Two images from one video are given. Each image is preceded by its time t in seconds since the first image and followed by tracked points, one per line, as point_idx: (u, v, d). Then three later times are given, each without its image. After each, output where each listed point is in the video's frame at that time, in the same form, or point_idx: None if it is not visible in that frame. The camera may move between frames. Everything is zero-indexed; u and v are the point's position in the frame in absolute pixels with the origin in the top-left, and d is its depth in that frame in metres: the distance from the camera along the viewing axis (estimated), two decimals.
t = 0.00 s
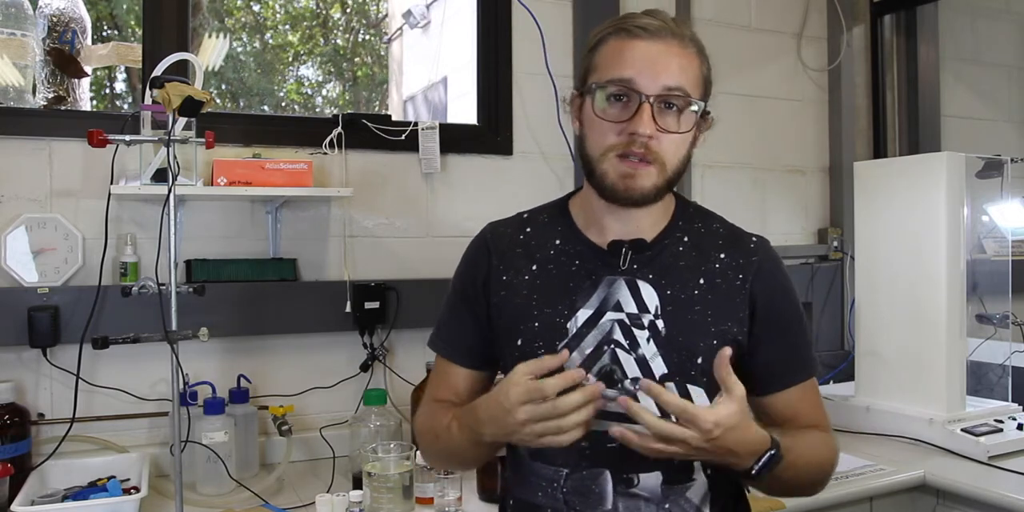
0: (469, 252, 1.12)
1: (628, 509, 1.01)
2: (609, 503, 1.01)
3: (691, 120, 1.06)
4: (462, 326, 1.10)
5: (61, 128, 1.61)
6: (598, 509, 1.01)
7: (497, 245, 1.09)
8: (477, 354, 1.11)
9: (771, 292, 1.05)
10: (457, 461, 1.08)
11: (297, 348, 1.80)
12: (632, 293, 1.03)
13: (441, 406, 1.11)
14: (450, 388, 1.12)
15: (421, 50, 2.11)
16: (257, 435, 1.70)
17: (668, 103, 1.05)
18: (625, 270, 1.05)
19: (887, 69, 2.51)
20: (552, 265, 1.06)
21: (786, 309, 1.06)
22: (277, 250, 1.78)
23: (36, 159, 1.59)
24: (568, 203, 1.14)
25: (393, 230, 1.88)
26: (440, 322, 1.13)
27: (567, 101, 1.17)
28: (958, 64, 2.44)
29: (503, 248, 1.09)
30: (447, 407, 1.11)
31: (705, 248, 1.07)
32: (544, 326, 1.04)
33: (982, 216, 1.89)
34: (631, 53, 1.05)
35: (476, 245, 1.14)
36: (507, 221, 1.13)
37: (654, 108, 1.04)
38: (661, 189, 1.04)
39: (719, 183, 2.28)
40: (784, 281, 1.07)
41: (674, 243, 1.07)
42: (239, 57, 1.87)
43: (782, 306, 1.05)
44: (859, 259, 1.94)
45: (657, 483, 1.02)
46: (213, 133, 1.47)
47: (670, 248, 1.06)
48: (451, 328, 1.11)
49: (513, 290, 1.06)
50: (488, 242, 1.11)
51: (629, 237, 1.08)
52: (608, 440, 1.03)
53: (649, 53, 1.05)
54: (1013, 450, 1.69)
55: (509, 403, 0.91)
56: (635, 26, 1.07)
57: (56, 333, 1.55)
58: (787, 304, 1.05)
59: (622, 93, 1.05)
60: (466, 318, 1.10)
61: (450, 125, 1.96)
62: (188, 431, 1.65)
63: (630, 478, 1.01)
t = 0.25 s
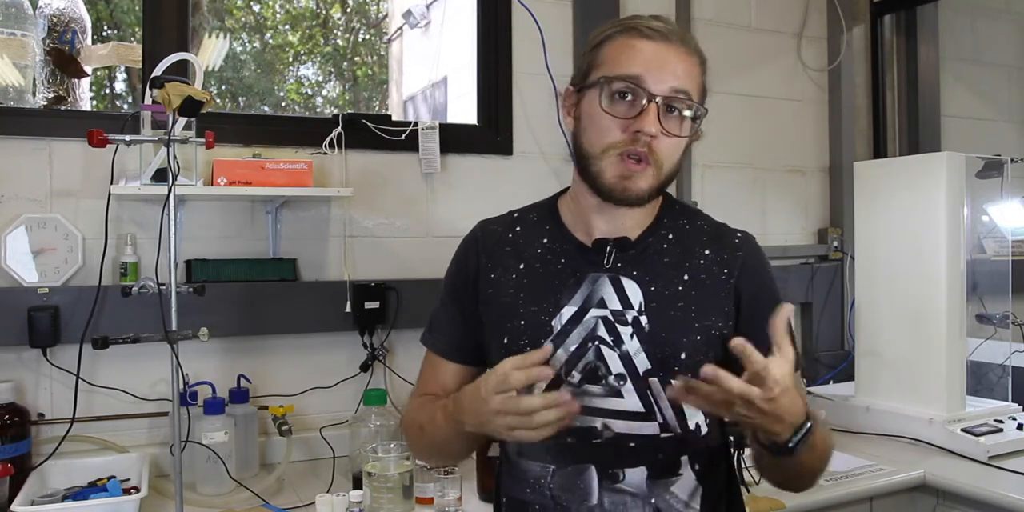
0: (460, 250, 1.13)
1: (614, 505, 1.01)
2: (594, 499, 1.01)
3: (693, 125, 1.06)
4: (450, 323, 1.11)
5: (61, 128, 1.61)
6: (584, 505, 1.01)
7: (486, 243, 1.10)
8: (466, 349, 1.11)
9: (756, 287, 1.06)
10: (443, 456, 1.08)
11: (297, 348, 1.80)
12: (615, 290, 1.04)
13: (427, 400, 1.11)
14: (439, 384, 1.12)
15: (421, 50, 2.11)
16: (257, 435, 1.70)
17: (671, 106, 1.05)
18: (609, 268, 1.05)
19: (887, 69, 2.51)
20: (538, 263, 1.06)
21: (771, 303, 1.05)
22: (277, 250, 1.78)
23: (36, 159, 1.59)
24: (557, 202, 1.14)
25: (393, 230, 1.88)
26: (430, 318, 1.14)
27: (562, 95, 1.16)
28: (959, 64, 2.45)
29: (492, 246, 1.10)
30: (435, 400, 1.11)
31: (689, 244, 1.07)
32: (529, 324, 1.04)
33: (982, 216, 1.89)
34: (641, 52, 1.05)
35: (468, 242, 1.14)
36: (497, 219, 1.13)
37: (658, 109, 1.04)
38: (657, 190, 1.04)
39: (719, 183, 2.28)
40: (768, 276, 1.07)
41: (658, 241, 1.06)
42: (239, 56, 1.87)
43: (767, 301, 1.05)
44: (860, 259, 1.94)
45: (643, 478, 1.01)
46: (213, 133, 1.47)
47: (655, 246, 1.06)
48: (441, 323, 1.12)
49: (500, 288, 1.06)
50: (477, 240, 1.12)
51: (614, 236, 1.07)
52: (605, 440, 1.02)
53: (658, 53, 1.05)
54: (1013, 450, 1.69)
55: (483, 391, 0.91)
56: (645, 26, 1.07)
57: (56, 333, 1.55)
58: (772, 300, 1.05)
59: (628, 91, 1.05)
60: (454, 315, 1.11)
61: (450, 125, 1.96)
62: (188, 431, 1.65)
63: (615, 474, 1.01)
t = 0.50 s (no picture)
0: (453, 257, 1.14)
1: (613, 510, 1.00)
2: (593, 505, 1.01)
3: (680, 119, 1.06)
4: (446, 330, 1.11)
5: (61, 128, 1.61)
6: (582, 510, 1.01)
7: (478, 249, 1.11)
8: (463, 356, 1.11)
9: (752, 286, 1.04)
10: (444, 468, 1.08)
11: (297, 348, 1.80)
12: (610, 294, 1.02)
13: (427, 409, 1.11)
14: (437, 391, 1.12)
15: (421, 49, 2.11)
16: (257, 435, 1.70)
17: (658, 101, 1.05)
18: (603, 272, 1.04)
19: (887, 69, 2.51)
20: (532, 268, 1.06)
21: (769, 301, 1.04)
22: (277, 250, 1.78)
23: (36, 159, 1.59)
24: (550, 204, 1.13)
25: (393, 230, 1.88)
26: (426, 326, 1.14)
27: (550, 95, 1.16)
28: (958, 64, 2.45)
29: (484, 252, 1.10)
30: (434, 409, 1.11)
31: (682, 245, 1.06)
32: (523, 330, 1.03)
33: (982, 216, 1.88)
34: (625, 48, 1.05)
35: (462, 247, 1.15)
36: (489, 224, 1.14)
37: (644, 104, 1.04)
38: (647, 185, 1.03)
39: (719, 184, 2.28)
40: (765, 274, 1.05)
41: (652, 242, 1.06)
42: (239, 56, 1.87)
43: (765, 300, 1.03)
44: (859, 259, 1.94)
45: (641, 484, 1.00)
46: (213, 133, 1.46)
47: (648, 248, 1.05)
48: (437, 331, 1.12)
49: (494, 295, 1.06)
50: (470, 247, 1.12)
51: (605, 238, 1.07)
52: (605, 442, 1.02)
53: (642, 48, 1.05)
54: (1013, 450, 1.69)
55: (497, 412, 0.92)
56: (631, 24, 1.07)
57: (56, 333, 1.55)
58: (770, 300, 1.04)
59: (614, 87, 1.05)
60: (449, 322, 1.11)
61: (450, 125, 1.96)
62: (188, 431, 1.65)
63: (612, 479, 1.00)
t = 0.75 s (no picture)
0: (452, 255, 1.13)
1: None
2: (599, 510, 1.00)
3: (669, 110, 1.05)
4: (445, 330, 1.11)
5: (61, 128, 1.61)
6: None
7: (480, 247, 1.10)
8: (462, 356, 1.11)
9: (758, 293, 1.06)
10: (443, 467, 1.08)
11: (297, 348, 1.80)
12: (618, 297, 1.03)
13: (424, 408, 1.11)
14: (434, 391, 1.12)
15: (421, 50, 2.10)
16: (257, 435, 1.70)
17: (644, 96, 1.05)
18: (611, 274, 1.04)
19: (887, 69, 2.51)
20: (536, 269, 1.06)
21: (772, 309, 1.06)
22: (277, 250, 1.78)
23: (36, 159, 1.59)
24: (551, 201, 1.14)
25: (393, 230, 1.88)
26: (424, 325, 1.14)
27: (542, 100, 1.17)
28: (959, 64, 2.44)
29: (486, 251, 1.09)
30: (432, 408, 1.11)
31: (691, 249, 1.06)
32: (529, 331, 1.04)
33: (982, 216, 1.88)
34: (605, 47, 1.05)
35: (460, 246, 1.14)
36: (489, 222, 1.13)
37: (628, 102, 1.03)
38: (642, 183, 1.03)
39: (719, 184, 2.28)
40: (770, 281, 1.07)
41: (660, 244, 1.06)
42: (239, 56, 1.87)
43: (768, 307, 1.05)
44: (860, 259, 1.94)
45: (649, 488, 1.01)
46: (213, 133, 1.46)
47: (656, 250, 1.06)
48: (436, 330, 1.12)
49: (498, 295, 1.06)
50: (470, 245, 1.11)
51: (609, 240, 1.07)
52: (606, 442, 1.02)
53: (621, 46, 1.05)
54: (1013, 450, 1.69)
55: (507, 409, 0.91)
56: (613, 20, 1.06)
57: (56, 333, 1.55)
58: (774, 306, 1.06)
59: (597, 89, 1.05)
60: (450, 321, 1.11)
61: (450, 125, 1.96)
62: (188, 431, 1.65)
63: (619, 484, 1.01)
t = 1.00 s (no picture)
0: (451, 256, 1.12)
1: None
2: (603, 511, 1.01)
3: (664, 116, 1.05)
4: (446, 332, 1.10)
5: (61, 128, 1.61)
6: None
7: (481, 248, 1.09)
8: (463, 357, 1.11)
9: (759, 294, 1.06)
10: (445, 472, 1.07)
11: (297, 348, 1.80)
12: (622, 299, 1.03)
13: (425, 412, 1.10)
14: (432, 394, 1.12)
15: (421, 50, 2.10)
16: (257, 435, 1.70)
17: (638, 103, 1.05)
18: (614, 276, 1.05)
19: (887, 69, 2.51)
20: (540, 270, 1.06)
21: (774, 310, 1.06)
22: (277, 250, 1.78)
23: (36, 159, 1.59)
24: (553, 201, 1.13)
25: (393, 230, 1.88)
26: (423, 327, 1.12)
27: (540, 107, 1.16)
28: (958, 64, 2.45)
29: (487, 252, 1.09)
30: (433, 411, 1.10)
31: (693, 250, 1.07)
32: (533, 333, 1.03)
33: (982, 216, 1.88)
34: (598, 57, 1.05)
35: (459, 246, 1.13)
36: (489, 222, 1.13)
37: (622, 112, 1.03)
38: (641, 191, 1.03)
39: (719, 183, 2.28)
40: (770, 281, 1.07)
41: (663, 246, 1.07)
42: (240, 57, 1.87)
43: (770, 307, 1.06)
44: (859, 259, 1.94)
45: (652, 489, 1.01)
46: (213, 133, 1.46)
47: (659, 252, 1.06)
48: (435, 332, 1.11)
49: (501, 296, 1.05)
50: (470, 246, 1.11)
51: (612, 242, 1.07)
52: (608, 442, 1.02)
53: (614, 55, 1.04)
54: (1013, 450, 1.69)
55: (515, 420, 0.93)
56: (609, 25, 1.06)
57: (56, 333, 1.55)
58: (775, 306, 1.06)
59: (591, 99, 1.05)
60: (452, 323, 1.10)
61: (450, 125, 1.96)
62: (188, 431, 1.65)
63: (624, 485, 1.01)
